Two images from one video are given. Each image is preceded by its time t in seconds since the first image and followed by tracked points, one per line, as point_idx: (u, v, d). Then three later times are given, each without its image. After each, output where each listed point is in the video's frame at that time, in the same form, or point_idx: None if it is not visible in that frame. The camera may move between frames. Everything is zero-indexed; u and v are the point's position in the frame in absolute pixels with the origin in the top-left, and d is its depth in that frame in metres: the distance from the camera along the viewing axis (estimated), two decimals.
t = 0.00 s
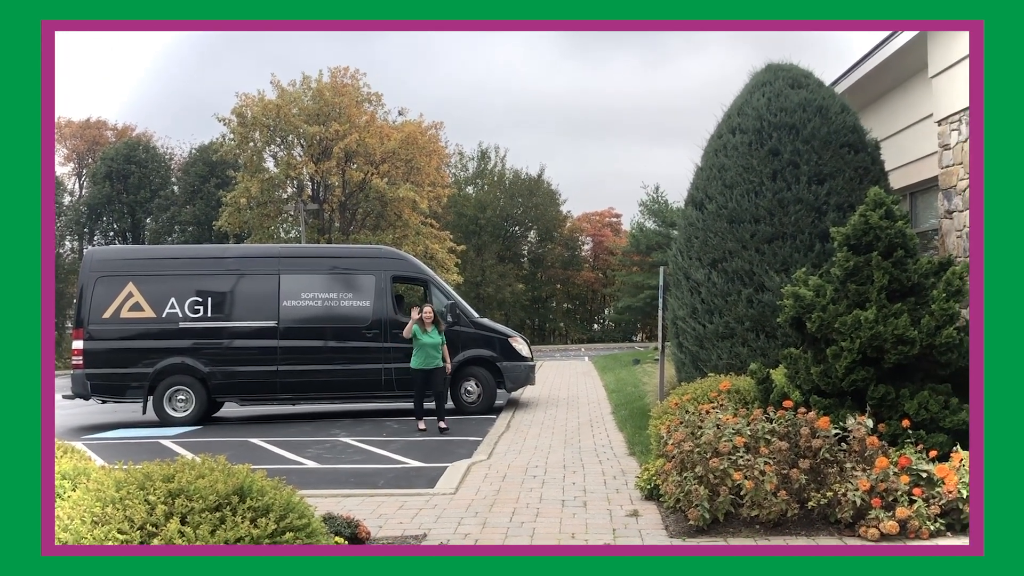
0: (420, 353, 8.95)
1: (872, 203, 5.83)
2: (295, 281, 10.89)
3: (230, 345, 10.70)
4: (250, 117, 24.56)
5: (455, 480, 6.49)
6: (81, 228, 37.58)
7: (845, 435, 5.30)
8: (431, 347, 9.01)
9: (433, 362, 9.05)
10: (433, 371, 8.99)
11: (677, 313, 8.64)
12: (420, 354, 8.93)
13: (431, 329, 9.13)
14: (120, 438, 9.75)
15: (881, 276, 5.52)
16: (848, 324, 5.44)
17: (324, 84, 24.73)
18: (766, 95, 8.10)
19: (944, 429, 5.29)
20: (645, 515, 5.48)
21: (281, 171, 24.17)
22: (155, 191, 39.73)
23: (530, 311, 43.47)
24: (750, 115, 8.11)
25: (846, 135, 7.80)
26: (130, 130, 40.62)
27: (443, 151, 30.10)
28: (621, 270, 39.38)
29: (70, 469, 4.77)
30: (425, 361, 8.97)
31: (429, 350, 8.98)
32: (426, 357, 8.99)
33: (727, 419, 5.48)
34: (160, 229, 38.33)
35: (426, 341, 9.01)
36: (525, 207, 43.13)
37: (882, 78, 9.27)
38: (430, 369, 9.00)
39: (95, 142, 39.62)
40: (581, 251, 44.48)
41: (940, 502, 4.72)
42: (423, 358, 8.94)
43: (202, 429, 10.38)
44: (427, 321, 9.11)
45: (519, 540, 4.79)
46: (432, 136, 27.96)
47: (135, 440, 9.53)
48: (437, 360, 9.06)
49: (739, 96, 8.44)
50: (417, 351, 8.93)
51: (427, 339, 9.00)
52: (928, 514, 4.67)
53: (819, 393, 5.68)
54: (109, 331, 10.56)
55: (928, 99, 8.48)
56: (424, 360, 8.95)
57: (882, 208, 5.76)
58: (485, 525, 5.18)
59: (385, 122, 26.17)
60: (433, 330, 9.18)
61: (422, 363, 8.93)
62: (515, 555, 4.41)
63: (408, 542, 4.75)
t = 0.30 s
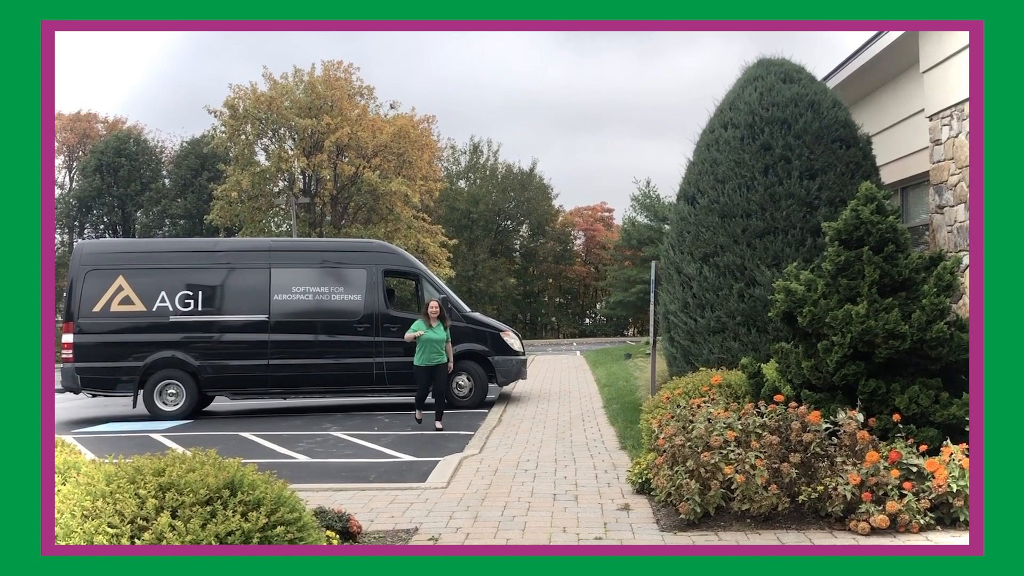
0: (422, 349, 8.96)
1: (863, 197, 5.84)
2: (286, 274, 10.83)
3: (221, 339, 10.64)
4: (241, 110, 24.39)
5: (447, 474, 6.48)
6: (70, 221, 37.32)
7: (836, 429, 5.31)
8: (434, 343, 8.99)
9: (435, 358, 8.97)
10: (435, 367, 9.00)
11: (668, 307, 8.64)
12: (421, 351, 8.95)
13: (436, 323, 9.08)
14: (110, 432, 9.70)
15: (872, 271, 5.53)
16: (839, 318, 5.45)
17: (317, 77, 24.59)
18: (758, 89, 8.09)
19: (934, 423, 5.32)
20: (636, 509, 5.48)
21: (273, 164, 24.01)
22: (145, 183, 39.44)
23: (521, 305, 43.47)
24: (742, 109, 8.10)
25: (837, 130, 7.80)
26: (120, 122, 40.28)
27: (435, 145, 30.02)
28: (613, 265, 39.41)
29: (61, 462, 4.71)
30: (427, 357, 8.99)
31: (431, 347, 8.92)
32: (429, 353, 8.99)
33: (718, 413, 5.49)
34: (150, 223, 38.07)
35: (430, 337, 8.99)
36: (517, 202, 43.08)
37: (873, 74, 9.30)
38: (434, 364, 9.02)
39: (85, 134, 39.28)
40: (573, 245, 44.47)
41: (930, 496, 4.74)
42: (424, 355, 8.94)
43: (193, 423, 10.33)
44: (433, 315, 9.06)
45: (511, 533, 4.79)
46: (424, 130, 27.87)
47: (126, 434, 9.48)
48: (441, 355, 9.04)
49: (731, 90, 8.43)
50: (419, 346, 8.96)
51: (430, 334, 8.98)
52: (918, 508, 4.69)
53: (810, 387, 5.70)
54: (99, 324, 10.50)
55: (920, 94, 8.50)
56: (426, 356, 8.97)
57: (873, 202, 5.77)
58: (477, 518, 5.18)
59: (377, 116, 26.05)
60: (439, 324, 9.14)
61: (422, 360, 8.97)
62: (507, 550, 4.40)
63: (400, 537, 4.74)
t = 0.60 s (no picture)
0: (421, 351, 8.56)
1: (852, 199, 5.86)
2: (276, 273, 10.77)
3: (210, 338, 10.57)
4: (232, 108, 24.26)
5: (436, 474, 6.46)
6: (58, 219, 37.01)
7: (824, 430, 5.33)
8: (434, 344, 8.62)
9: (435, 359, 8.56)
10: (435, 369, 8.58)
11: (658, 308, 8.64)
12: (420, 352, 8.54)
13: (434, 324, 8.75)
14: (97, 431, 9.62)
15: (861, 272, 5.55)
16: (828, 319, 5.46)
17: (308, 76, 24.51)
18: (748, 90, 8.11)
19: (922, 424, 5.34)
20: (625, 509, 5.48)
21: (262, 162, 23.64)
22: (135, 182, 39.17)
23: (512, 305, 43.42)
24: (732, 110, 8.11)
25: (827, 132, 7.83)
26: (109, 120, 39.98)
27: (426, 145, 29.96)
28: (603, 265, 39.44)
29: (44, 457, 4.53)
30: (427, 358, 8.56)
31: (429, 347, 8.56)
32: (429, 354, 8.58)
33: (707, 413, 5.49)
34: (139, 221, 37.79)
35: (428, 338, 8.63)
36: (507, 201, 43.06)
37: (862, 76, 9.34)
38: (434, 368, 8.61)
39: (74, 131, 39.01)
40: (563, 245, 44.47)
41: (917, 496, 4.77)
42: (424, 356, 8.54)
43: (181, 423, 10.26)
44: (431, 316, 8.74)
45: (501, 533, 4.78)
46: (415, 129, 27.81)
47: (113, 433, 9.40)
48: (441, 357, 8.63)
49: (721, 91, 8.45)
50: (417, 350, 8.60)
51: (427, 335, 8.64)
52: (905, 509, 4.72)
53: (799, 388, 5.72)
54: (87, 323, 10.42)
55: (910, 96, 8.53)
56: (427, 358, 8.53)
57: (862, 204, 5.79)
58: (466, 518, 5.16)
59: (368, 115, 25.98)
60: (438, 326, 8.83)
61: (421, 362, 8.51)
62: (496, 550, 4.38)
63: (390, 537, 4.71)
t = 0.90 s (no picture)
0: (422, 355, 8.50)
1: (847, 206, 5.87)
2: (268, 278, 10.72)
3: (202, 343, 10.50)
4: (226, 113, 24.22)
5: (429, 480, 6.41)
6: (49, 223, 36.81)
7: (819, 437, 5.31)
8: (435, 348, 8.52)
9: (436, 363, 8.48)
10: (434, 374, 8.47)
11: (652, 314, 8.62)
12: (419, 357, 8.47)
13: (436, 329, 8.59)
14: (88, 435, 9.53)
15: (856, 279, 5.55)
16: (823, 326, 5.46)
17: (302, 81, 24.51)
18: (743, 97, 8.13)
19: (917, 432, 5.33)
20: (619, 516, 5.44)
21: (257, 169, 23.81)
22: (127, 186, 38.99)
23: (505, 311, 43.36)
24: (727, 117, 8.12)
25: (821, 139, 7.85)
26: (102, 125, 39.85)
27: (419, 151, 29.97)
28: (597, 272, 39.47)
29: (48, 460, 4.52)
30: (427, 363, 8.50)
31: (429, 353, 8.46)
32: (431, 359, 8.50)
33: (702, 420, 5.47)
34: (132, 225, 37.66)
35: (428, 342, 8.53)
36: (501, 207, 43.09)
37: (856, 83, 9.39)
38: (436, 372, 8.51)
39: (66, 135, 38.87)
40: (556, 252, 44.52)
41: (912, 504, 4.76)
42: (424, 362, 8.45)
43: (172, 428, 10.18)
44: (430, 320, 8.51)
45: (494, 540, 4.75)
46: (409, 135, 27.83)
47: (103, 438, 9.31)
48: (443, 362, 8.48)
49: (716, 98, 8.46)
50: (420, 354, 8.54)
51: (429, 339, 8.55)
52: (900, 517, 4.70)
53: (793, 395, 5.71)
54: (79, 327, 10.34)
55: (903, 103, 8.57)
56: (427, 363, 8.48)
57: (857, 211, 5.79)
58: (459, 525, 5.11)
59: (362, 120, 25.98)
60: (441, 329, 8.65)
61: (422, 367, 8.47)
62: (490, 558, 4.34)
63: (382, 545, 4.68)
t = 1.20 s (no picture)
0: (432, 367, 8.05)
1: (852, 213, 5.84)
2: (268, 284, 10.68)
3: (201, 350, 10.44)
4: (226, 119, 24.23)
5: (429, 488, 6.36)
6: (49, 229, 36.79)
7: (824, 447, 5.25)
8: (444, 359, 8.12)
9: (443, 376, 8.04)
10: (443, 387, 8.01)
11: (654, 322, 8.58)
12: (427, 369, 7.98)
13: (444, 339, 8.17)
14: (85, 443, 9.46)
15: (861, 286, 5.52)
16: (827, 334, 5.41)
17: (303, 88, 24.54)
18: (745, 104, 8.11)
19: (923, 441, 5.28)
20: (622, 526, 5.39)
21: (257, 173, 23.78)
22: (127, 192, 38.98)
23: (505, 318, 43.30)
24: (729, 124, 8.10)
25: (824, 146, 7.82)
26: (103, 131, 39.89)
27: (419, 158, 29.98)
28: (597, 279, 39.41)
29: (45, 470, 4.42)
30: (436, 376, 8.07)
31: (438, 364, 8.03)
32: (440, 372, 8.02)
33: (706, 429, 5.43)
34: (131, 232, 37.63)
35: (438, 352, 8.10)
36: (501, 214, 43.09)
37: (859, 90, 9.38)
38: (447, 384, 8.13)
39: (66, 142, 38.88)
40: (556, 259, 44.51)
41: (919, 514, 4.67)
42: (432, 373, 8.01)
43: (171, 435, 10.12)
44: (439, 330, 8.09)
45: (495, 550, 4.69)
46: (409, 142, 27.84)
47: (102, 445, 9.24)
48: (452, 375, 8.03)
49: (718, 105, 8.44)
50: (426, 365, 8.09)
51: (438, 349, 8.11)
52: (907, 527, 4.58)
53: (798, 404, 5.67)
54: (78, 333, 10.30)
55: (907, 110, 8.55)
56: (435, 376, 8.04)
57: (862, 218, 5.76)
58: (459, 535, 5.04)
59: (362, 127, 25.99)
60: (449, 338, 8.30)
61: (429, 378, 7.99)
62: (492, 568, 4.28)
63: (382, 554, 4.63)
